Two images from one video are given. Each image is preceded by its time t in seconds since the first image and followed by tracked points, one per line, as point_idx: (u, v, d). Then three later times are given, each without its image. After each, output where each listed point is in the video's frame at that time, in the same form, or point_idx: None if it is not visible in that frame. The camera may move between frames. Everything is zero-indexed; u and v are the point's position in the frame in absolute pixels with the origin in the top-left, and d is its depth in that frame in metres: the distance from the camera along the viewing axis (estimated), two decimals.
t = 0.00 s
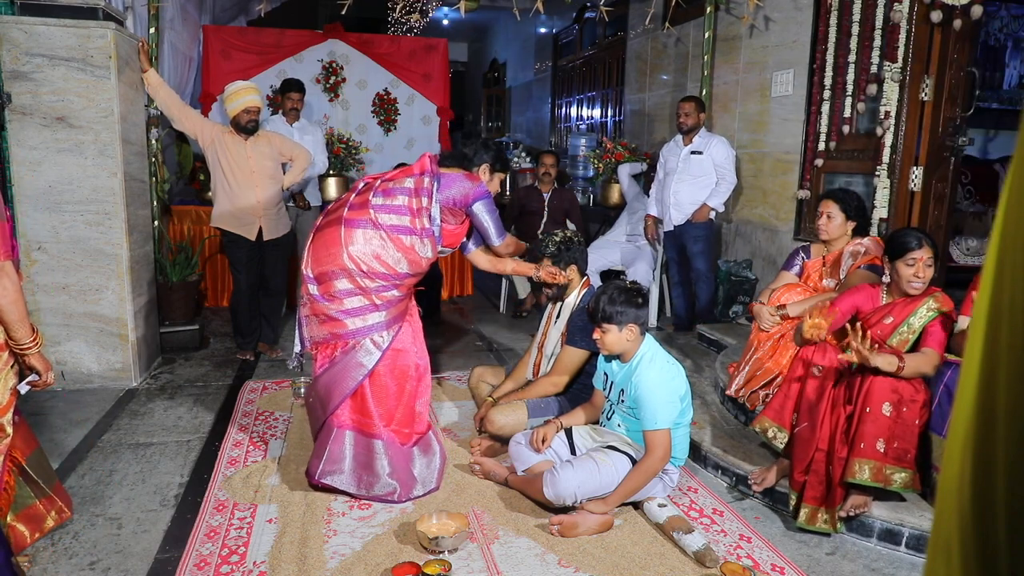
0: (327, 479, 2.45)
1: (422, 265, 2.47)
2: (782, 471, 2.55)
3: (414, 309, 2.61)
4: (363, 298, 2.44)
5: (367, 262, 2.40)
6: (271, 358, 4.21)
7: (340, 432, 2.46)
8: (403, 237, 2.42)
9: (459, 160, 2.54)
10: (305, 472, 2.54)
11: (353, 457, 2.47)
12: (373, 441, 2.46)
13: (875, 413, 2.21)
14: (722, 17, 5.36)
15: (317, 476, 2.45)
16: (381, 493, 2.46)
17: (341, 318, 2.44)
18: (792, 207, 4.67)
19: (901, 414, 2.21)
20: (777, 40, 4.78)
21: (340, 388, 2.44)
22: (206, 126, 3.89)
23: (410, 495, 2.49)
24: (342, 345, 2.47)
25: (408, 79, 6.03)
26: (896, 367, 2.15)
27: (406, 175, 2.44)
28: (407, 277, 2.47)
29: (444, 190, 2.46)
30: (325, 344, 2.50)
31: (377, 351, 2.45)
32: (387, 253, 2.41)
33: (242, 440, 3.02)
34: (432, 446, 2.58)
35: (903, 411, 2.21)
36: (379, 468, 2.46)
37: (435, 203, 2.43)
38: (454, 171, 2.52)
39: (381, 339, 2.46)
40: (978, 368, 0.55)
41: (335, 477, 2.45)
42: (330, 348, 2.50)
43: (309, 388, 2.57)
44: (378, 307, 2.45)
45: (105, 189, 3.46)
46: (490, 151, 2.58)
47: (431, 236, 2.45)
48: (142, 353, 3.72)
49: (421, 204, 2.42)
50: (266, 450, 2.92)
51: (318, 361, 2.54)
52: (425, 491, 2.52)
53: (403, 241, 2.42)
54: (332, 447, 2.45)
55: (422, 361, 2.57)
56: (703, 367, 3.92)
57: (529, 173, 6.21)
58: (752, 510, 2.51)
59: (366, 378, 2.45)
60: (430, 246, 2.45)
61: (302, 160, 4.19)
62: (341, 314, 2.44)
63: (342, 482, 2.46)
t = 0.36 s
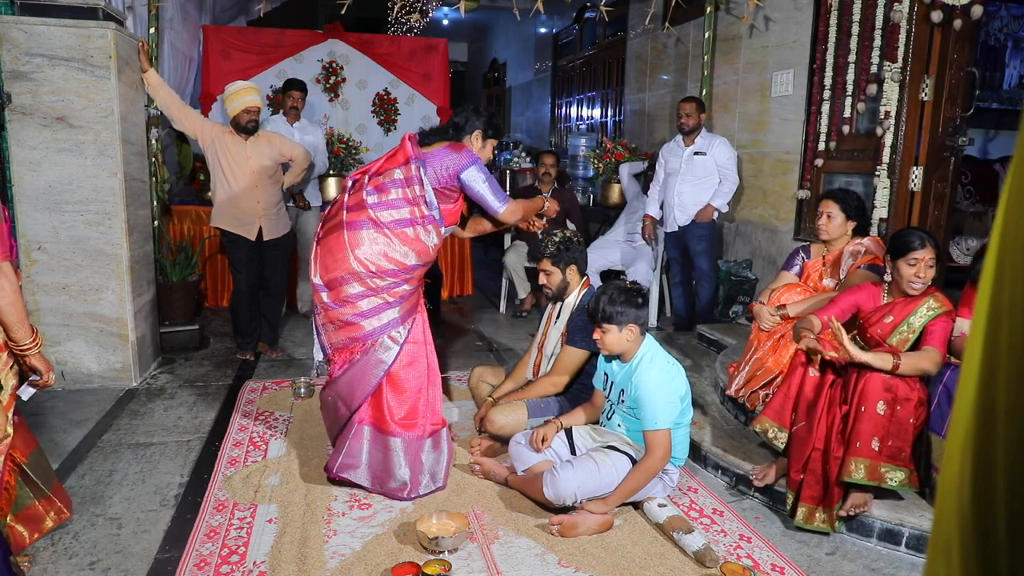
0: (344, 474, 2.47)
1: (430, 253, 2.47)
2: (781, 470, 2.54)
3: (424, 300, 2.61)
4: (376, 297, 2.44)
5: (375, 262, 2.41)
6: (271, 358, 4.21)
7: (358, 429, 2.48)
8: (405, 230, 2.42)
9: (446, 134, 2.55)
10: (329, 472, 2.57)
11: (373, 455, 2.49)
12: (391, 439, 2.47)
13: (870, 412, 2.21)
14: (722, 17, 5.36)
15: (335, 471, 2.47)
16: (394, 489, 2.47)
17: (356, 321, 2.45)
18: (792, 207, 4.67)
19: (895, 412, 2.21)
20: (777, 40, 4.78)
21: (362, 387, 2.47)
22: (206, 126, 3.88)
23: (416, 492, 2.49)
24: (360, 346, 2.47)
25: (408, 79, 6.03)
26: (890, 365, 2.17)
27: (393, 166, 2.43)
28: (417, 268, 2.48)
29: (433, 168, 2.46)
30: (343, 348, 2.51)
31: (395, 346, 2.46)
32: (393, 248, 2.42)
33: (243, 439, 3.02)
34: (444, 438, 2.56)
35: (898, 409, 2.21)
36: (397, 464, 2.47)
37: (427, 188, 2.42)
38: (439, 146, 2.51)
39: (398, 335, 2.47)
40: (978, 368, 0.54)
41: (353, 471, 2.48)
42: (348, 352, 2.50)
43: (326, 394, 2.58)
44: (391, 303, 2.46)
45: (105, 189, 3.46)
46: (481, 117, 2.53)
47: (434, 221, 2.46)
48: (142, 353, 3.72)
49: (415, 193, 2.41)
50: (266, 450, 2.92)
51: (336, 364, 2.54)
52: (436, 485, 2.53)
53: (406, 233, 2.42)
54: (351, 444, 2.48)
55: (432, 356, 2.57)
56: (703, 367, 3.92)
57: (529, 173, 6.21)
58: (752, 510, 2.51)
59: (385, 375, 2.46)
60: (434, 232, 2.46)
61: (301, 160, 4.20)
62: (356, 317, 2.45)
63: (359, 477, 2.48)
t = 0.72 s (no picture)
0: (364, 476, 2.55)
1: (425, 251, 2.47)
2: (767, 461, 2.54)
3: (422, 298, 2.60)
4: (372, 297, 2.44)
5: (371, 262, 2.41)
6: (271, 358, 4.21)
7: (368, 428, 2.52)
8: (400, 229, 2.42)
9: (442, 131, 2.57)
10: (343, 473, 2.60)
11: (384, 454, 2.54)
12: (394, 438, 2.49)
13: (856, 410, 2.19)
14: (722, 17, 5.36)
15: (355, 474, 2.55)
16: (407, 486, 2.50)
17: (354, 322, 2.45)
18: (792, 207, 4.67)
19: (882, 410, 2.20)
20: (777, 40, 4.78)
21: (360, 387, 2.47)
22: (205, 126, 3.88)
23: (421, 490, 2.51)
24: (358, 347, 2.47)
25: (408, 79, 6.03)
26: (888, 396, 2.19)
27: (386, 165, 2.43)
28: (413, 266, 2.47)
29: (428, 166, 2.46)
30: (342, 349, 2.51)
31: (393, 345, 2.46)
32: (389, 248, 2.42)
33: (243, 439, 3.02)
34: (446, 434, 2.55)
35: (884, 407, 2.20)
36: (405, 461, 2.50)
37: (421, 185, 2.41)
38: (433, 143, 2.51)
39: (396, 334, 2.47)
40: (978, 367, 0.54)
41: (372, 472, 2.55)
42: (347, 352, 2.50)
43: (327, 395, 2.58)
44: (388, 303, 2.45)
45: (105, 189, 3.46)
46: (479, 116, 2.54)
47: (429, 219, 2.45)
48: (142, 353, 3.71)
49: (409, 191, 2.41)
50: (266, 450, 2.92)
51: (336, 365, 2.55)
52: (444, 480, 2.54)
53: (401, 232, 2.42)
54: (364, 445, 2.52)
55: (432, 356, 2.56)
56: (703, 367, 3.92)
57: (529, 173, 6.20)
58: (752, 510, 2.51)
59: (384, 374, 2.46)
60: (429, 230, 2.45)
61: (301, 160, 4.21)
62: (354, 317, 2.45)
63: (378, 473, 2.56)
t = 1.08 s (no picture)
0: (358, 478, 2.52)
1: (420, 264, 2.48)
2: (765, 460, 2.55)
3: (413, 308, 2.61)
4: (365, 300, 2.43)
5: (368, 265, 2.40)
6: (271, 358, 4.21)
7: (360, 430, 2.50)
8: (402, 239, 2.43)
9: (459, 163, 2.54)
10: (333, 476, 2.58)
11: (378, 454, 2.52)
12: (387, 439, 2.48)
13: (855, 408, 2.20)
14: (722, 17, 5.36)
15: (347, 476, 2.51)
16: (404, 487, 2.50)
17: (345, 322, 2.44)
18: (792, 207, 4.66)
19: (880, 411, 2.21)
20: (777, 40, 4.78)
21: (347, 390, 2.45)
22: (206, 126, 3.88)
23: (421, 490, 2.51)
24: (348, 348, 2.47)
25: (409, 79, 6.03)
26: (891, 396, 2.20)
27: (401, 175, 2.44)
28: (406, 275, 2.48)
29: (439, 189, 2.49)
30: (332, 349, 2.50)
31: (382, 352, 2.45)
32: (387, 253, 2.42)
33: (243, 439, 3.02)
34: (442, 442, 2.58)
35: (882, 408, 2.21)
36: (401, 463, 2.49)
37: (430, 204, 2.44)
38: (449, 173, 2.53)
39: (386, 340, 2.46)
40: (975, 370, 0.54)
41: (364, 475, 2.53)
42: (336, 353, 2.50)
43: (318, 392, 2.58)
44: (381, 308, 2.45)
45: (105, 189, 3.46)
46: (492, 159, 2.58)
47: (428, 237, 2.47)
48: (142, 353, 3.71)
49: (416, 205, 2.43)
50: (266, 450, 2.92)
51: (325, 364, 2.54)
52: (441, 483, 2.55)
53: (402, 241, 2.43)
54: (356, 447, 2.50)
55: (425, 356, 2.58)
56: (703, 367, 3.92)
57: (529, 173, 6.20)
58: (752, 510, 2.51)
59: (373, 379, 2.45)
60: (427, 246, 2.47)
61: (301, 160, 4.19)
62: (345, 318, 2.44)
63: (371, 476, 2.53)
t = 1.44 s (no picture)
0: (322, 479, 2.43)
1: (415, 288, 2.48)
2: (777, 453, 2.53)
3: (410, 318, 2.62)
4: (359, 300, 2.44)
5: (369, 268, 2.40)
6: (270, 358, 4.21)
7: (333, 433, 2.43)
8: (407, 257, 2.43)
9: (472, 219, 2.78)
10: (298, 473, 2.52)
11: (349, 458, 2.45)
12: (366, 440, 2.44)
13: (857, 409, 2.20)
14: (722, 17, 5.37)
15: (312, 476, 2.43)
16: (376, 492, 2.45)
17: (334, 316, 2.44)
18: (792, 207, 4.66)
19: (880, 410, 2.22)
20: (777, 40, 4.78)
21: (329, 385, 2.43)
22: (206, 126, 3.89)
23: (406, 495, 2.49)
24: (334, 343, 2.46)
25: (409, 79, 6.03)
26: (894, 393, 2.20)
27: (427, 205, 2.50)
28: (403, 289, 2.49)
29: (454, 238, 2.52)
30: (315, 340, 2.49)
31: (369, 355, 2.45)
32: (388, 262, 2.42)
33: (243, 439, 3.02)
34: (427, 448, 2.57)
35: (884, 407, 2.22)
36: (376, 466, 2.45)
37: (444, 243, 2.48)
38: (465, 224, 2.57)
39: (374, 343, 2.47)
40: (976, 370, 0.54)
41: (329, 477, 2.43)
42: (320, 346, 2.48)
43: (295, 384, 2.54)
44: (374, 311, 2.45)
45: (105, 189, 3.46)
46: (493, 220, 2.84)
47: (429, 267, 2.48)
48: (142, 353, 3.71)
49: (432, 237, 2.47)
50: (265, 450, 2.91)
51: (306, 357, 2.51)
52: (422, 491, 2.52)
53: (406, 259, 2.43)
54: (327, 447, 2.42)
55: (420, 367, 2.55)
56: (703, 367, 3.92)
57: (529, 173, 6.20)
58: (752, 510, 2.51)
59: (357, 379, 2.44)
60: (425, 275, 2.47)
61: (301, 160, 4.21)
62: (336, 312, 2.44)
63: (336, 482, 2.43)
